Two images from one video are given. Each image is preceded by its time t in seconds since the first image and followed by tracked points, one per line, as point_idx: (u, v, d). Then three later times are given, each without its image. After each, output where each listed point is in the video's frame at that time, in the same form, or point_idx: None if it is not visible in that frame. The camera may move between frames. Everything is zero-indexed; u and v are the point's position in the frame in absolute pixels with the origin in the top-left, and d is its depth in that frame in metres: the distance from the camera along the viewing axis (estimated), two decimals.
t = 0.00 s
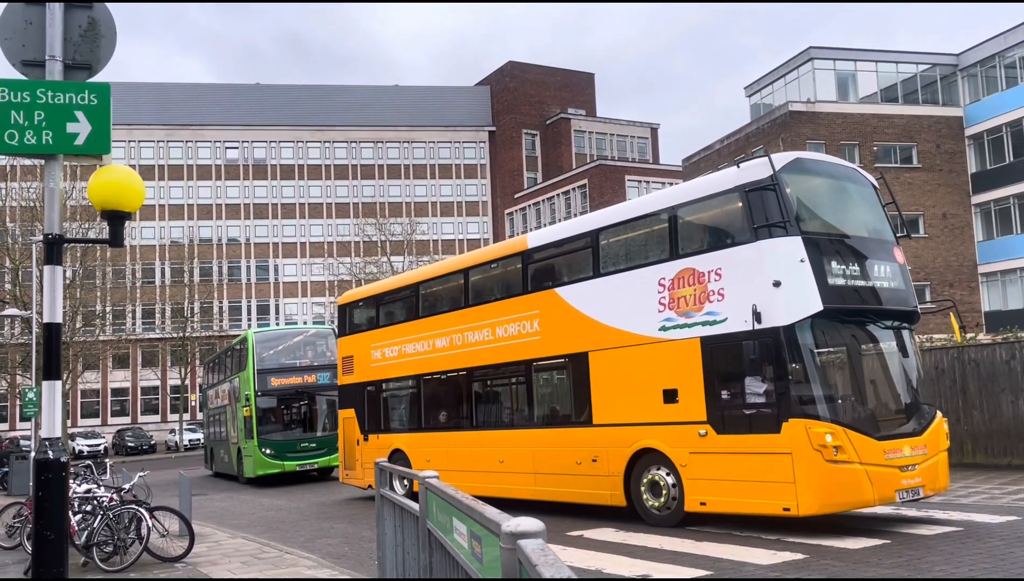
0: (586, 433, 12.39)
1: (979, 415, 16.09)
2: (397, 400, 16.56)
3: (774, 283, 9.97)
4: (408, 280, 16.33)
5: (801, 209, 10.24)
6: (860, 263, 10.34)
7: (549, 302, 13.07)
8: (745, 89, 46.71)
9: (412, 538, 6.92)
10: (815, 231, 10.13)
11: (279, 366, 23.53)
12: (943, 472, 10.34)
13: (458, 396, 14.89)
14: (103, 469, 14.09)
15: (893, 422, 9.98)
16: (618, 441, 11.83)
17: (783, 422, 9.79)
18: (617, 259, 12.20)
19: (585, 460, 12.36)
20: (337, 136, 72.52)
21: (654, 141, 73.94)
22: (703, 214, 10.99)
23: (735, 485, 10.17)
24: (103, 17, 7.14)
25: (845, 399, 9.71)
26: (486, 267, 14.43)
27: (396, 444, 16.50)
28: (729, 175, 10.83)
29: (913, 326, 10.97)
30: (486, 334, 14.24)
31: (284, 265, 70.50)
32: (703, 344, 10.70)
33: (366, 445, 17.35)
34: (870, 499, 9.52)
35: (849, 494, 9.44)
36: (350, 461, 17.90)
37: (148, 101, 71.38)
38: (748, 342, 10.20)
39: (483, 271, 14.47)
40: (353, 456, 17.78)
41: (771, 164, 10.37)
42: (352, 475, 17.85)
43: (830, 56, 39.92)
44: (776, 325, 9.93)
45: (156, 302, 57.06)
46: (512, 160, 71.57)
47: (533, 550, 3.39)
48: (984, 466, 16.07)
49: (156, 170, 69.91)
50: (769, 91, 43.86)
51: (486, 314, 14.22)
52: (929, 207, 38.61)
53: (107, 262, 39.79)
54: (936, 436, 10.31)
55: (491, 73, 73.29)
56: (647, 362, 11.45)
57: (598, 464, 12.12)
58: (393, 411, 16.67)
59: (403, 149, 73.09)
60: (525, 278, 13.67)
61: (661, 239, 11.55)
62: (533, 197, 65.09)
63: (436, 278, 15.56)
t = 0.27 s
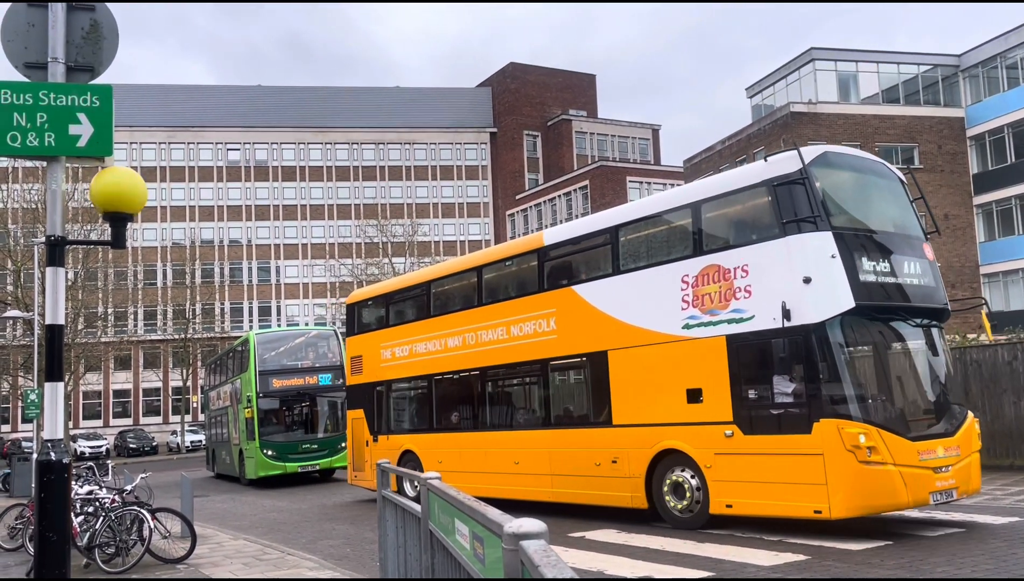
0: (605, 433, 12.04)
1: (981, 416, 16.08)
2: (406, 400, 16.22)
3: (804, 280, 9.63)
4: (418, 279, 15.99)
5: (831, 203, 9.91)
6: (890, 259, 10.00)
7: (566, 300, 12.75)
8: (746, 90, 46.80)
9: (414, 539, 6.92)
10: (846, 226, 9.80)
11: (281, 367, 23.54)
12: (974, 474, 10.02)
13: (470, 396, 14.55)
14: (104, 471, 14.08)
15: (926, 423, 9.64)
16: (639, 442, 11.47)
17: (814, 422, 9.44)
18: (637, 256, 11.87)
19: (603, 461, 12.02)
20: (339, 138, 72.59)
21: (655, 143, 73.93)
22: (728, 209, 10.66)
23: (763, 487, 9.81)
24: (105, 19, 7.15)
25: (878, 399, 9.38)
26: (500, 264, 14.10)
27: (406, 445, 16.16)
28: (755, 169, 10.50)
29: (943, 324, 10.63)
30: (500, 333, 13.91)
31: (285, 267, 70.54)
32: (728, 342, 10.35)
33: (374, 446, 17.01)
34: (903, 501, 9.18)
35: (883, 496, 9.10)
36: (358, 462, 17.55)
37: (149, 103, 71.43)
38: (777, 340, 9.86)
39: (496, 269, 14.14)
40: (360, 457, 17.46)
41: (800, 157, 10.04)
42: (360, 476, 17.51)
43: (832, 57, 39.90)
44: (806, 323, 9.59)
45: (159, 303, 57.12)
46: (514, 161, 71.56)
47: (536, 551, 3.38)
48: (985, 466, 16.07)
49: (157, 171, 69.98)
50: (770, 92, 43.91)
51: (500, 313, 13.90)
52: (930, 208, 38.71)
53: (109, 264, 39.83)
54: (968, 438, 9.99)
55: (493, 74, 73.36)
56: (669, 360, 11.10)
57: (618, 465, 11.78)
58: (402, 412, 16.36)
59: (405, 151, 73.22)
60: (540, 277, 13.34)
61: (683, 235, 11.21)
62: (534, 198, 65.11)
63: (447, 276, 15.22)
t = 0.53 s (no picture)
0: (625, 434, 11.80)
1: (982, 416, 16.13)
2: (416, 400, 15.94)
3: (835, 276, 9.40)
4: (428, 277, 15.75)
5: (862, 197, 9.66)
6: (922, 255, 9.75)
7: (585, 298, 12.51)
8: (748, 91, 46.89)
9: (416, 540, 6.92)
10: (877, 220, 9.55)
11: (283, 369, 23.56)
12: (1006, 475, 9.80)
13: (484, 396, 14.31)
14: (106, 473, 14.07)
15: (960, 422, 9.39)
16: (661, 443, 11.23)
17: (846, 422, 9.19)
18: (658, 252, 11.62)
19: (623, 462, 11.78)
20: (340, 140, 72.66)
21: (656, 144, 73.87)
22: (754, 204, 10.42)
23: (792, 489, 9.57)
24: (106, 22, 7.16)
25: (911, 399, 9.13)
26: (514, 262, 13.85)
27: (416, 446, 15.88)
28: (782, 162, 10.25)
29: (972, 322, 10.38)
30: (515, 332, 13.67)
31: (287, 268, 70.55)
32: (754, 340, 10.11)
33: (383, 447, 16.73)
34: (938, 503, 8.94)
35: (917, 498, 8.86)
36: (366, 463, 17.23)
37: (151, 105, 71.49)
38: (807, 338, 9.63)
39: (511, 267, 13.90)
40: (370, 459, 17.14)
41: (830, 150, 9.79)
42: (368, 478, 17.20)
43: (833, 58, 39.86)
44: (837, 320, 9.35)
45: (160, 305, 57.19)
46: (515, 163, 71.58)
47: (537, 553, 3.38)
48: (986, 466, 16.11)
49: (159, 173, 70.02)
50: (771, 93, 43.95)
51: (515, 312, 13.64)
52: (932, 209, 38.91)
53: (111, 266, 39.89)
54: (1000, 438, 9.77)
55: (494, 75, 73.44)
56: (691, 359, 10.86)
57: (638, 466, 11.54)
58: (411, 412, 16.12)
59: (406, 152, 73.26)
60: (557, 275, 13.10)
61: (707, 231, 10.95)
62: (535, 199, 65.11)
63: (459, 274, 14.94)
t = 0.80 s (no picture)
0: (645, 434, 11.59)
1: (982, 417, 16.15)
2: (427, 400, 15.83)
3: (866, 272, 9.21)
4: (439, 275, 15.63)
5: (893, 191, 9.48)
6: (953, 250, 9.54)
7: (603, 296, 12.36)
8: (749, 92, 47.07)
9: (417, 542, 6.91)
10: (908, 215, 9.36)
11: (285, 370, 23.58)
12: None
13: (498, 396, 14.19)
14: (107, 474, 14.06)
15: (994, 422, 9.15)
16: (681, 444, 11.03)
17: (877, 422, 8.98)
18: (679, 249, 11.46)
19: (642, 463, 11.58)
20: (342, 141, 72.68)
21: (658, 145, 73.77)
22: (779, 199, 10.26)
23: (820, 491, 9.37)
24: (106, 22, 7.16)
25: (946, 398, 8.90)
26: (530, 259, 13.76)
27: (427, 447, 15.78)
28: (808, 157, 10.08)
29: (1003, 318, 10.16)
30: (529, 331, 13.59)
31: (288, 269, 70.60)
32: (781, 337, 9.93)
33: (393, 449, 16.62)
34: (973, 506, 8.70)
35: (953, 500, 8.62)
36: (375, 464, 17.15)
37: (152, 106, 71.54)
38: (836, 336, 9.43)
39: (525, 265, 13.82)
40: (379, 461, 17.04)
41: (859, 143, 9.62)
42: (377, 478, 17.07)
43: (836, 59, 40.41)
44: (868, 316, 9.16)
45: (161, 306, 57.20)
46: (517, 164, 71.57)
47: (538, 553, 3.38)
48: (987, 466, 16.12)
49: (160, 175, 70.03)
50: (773, 94, 44.22)
51: (529, 310, 13.58)
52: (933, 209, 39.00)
53: (112, 267, 39.91)
54: None
55: (495, 76, 73.50)
56: (714, 358, 10.66)
57: (658, 468, 11.34)
58: (422, 413, 15.98)
59: (407, 154, 73.28)
60: (573, 272, 12.99)
61: (730, 226, 10.79)
62: (537, 200, 65.06)
63: (472, 272, 14.84)
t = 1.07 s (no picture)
0: (664, 434, 11.44)
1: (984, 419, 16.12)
2: (437, 401, 15.75)
3: (896, 268, 9.08)
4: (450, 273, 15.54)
5: (922, 185, 9.35)
6: (983, 246, 9.39)
7: (620, 294, 12.25)
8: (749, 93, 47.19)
9: (418, 544, 6.90)
10: (938, 210, 9.22)
11: (286, 372, 23.59)
12: None
13: (512, 397, 14.11)
14: (108, 476, 14.04)
15: None
16: (702, 445, 10.88)
17: (908, 422, 8.84)
18: (699, 246, 11.32)
19: (662, 464, 11.43)
20: (342, 142, 72.71)
21: (658, 146, 73.65)
22: (804, 194, 10.13)
23: (848, 492, 9.24)
24: (108, 24, 7.17)
25: (980, 398, 8.74)
26: (544, 257, 13.66)
27: (437, 448, 15.72)
28: (834, 150, 9.95)
29: None
30: (543, 329, 13.50)
31: (289, 271, 70.68)
32: (806, 336, 9.79)
33: (402, 450, 16.56)
34: (1007, 507, 8.57)
35: (987, 502, 8.50)
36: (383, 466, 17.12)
37: (153, 107, 71.60)
38: (865, 334, 9.29)
39: (539, 263, 13.74)
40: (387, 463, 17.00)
41: (888, 136, 9.48)
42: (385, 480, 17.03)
43: (837, 60, 40.61)
44: (897, 313, 9.03)
45: (163, 308, 57.26)
46: (517, 165, 71.58)
47: (540, 555, 3.37)
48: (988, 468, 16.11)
49: (161, 176, 70.05)
50: (773, 95, 44.49)
51: (544, 309, 13.47)
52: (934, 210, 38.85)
53: (113, 269, 39.94)
54: None
55: (496, 78, 73.60)
56: (736, 357, 10.51)
57: (678, 469, 11.19)
58: (431, 413, 15.89)
59: (408, 155, 73.32)
60: (589, 270, 12.87)
61: (752, 223, 10.65)
62: (538, 201, 65.05)
63: (485, 270, 14.75)
